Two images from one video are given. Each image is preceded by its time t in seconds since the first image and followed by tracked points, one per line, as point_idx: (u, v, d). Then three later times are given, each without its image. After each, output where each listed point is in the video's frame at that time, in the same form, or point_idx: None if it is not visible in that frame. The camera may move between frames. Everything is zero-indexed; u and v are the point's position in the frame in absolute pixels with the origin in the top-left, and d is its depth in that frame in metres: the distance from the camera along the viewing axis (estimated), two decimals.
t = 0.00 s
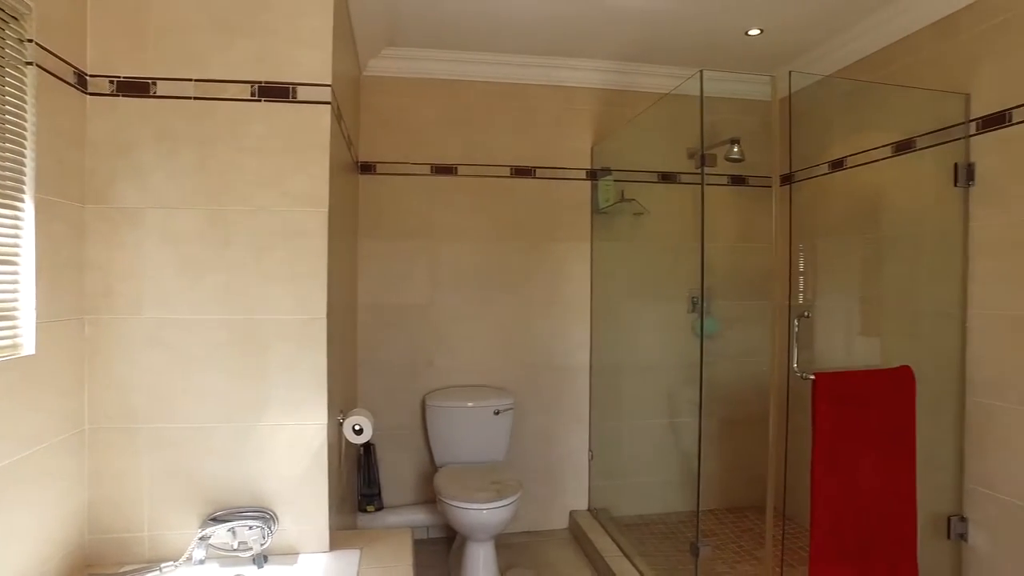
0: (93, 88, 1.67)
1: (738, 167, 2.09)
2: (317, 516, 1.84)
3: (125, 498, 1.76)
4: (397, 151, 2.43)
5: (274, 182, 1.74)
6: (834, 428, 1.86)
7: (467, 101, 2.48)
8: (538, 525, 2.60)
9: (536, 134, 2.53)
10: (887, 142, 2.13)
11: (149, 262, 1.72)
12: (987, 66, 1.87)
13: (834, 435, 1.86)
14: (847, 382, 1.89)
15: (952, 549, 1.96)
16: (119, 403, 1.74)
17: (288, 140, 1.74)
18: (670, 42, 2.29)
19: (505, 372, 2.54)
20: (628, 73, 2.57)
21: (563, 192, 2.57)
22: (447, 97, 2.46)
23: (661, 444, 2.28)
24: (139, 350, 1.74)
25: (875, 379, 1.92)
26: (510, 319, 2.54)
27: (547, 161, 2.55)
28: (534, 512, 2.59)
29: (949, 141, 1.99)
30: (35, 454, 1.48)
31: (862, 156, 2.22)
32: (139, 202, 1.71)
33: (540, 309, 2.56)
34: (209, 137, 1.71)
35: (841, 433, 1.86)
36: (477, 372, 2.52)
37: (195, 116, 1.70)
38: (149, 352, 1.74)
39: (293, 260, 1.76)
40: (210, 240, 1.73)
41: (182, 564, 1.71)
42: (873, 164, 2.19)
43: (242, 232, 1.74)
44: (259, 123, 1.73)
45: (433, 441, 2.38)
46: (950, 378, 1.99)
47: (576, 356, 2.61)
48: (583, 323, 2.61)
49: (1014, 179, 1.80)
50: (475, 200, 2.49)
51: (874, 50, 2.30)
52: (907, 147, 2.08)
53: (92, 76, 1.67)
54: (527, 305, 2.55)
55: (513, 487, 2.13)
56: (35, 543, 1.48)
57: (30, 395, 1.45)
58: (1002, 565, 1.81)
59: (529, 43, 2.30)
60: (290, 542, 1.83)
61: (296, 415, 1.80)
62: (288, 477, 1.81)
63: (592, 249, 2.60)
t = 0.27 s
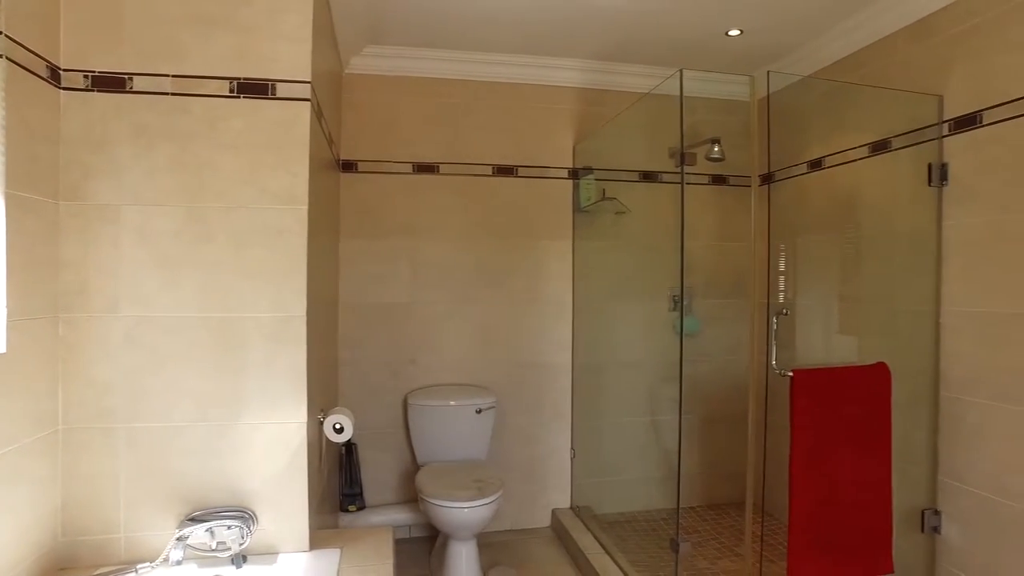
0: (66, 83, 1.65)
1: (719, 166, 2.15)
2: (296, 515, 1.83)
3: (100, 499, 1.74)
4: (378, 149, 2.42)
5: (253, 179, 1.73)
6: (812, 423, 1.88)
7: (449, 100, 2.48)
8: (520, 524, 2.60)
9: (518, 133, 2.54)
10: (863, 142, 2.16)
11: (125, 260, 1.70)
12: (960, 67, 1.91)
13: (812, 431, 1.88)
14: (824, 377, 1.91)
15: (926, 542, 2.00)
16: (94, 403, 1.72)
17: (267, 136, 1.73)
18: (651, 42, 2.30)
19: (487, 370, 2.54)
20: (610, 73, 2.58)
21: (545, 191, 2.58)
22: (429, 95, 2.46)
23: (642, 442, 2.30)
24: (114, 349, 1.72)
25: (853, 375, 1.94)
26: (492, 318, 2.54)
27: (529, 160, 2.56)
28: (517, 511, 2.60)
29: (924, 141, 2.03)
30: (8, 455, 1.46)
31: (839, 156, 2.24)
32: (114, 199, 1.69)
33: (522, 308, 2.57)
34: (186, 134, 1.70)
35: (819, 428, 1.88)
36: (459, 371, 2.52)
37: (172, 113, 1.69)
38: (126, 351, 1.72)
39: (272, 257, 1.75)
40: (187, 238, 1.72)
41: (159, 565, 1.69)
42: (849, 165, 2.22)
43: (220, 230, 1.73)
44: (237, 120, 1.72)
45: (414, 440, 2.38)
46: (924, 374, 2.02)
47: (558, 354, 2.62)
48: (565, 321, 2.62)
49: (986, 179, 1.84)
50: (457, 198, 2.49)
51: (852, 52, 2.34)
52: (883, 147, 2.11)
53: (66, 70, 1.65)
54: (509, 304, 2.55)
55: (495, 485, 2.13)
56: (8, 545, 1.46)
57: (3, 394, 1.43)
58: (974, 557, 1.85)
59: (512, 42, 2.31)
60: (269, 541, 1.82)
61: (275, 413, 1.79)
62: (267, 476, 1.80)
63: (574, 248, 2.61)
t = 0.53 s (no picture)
0: (40, 77, 1.63)
1: (700, 165, 2.12)
2: (277, 515, 1.81)
3: (75, 500, 1.71)
4: (361, 148, 2.42)
5: (233, 175, 1.72)
6: (791, 420, 1.90)
7: (432, 99, 2.48)
8: (504, 522, 2.60)
9: (501, 133, 2.55)
10: (841, 143, 2.20)
11: (101, 257, 1.68)
12: (937, 69, 1.94)
13: (792, 428, 1.90)
14: (804, 375, 1.93)
15: (902, 536, 2.03)
16: (70, 402, 1.70)
17: (247, 133, 1.72)
18: (633, 42, 2.32)
19: (471, 369, 2.54)
20: (594, 72, 2.60)
21: (528, 190, 2.59)
22: (412, 94, 2.46)
23: (625, 440, 2.31)
24: (90, 348, 1.69)
25: (833, 372, 1.96)
26: (475, 317, 2.54)
27: (512, 159, 2.56)
28: (500, 509, 2.60)
29: (901, 141, 2.06)
30: None
31: (818, 157, 2.28)
32: (90, 195, 1.67)
33: (505, 307, 2.57)
34: (164, 130, 1.68)
35: (798, 425, 1.90)
36: (442, 370, 2.52)
37: (149, 109, 1.67)
38: (103, 349, 1.70)
39: (252, 255, 1.74)
40: (165, 235, 1.70)
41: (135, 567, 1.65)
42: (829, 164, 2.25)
43: (199, 227, 1.71)
44: (216, 116, 1.70)
45: (397, 439, 2.37)
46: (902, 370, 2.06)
47: (541, 352, 2.62)
48: (548, 320, 2.63)
49: (960, 179, 1.88)
50: (440, 197, 2.49)
51: (831, 54, 2.37)
52: (861, 147, 2.14)
53: (39, 64, 1.63)
54: (492, 303, 2.56)
55: (478, 483, 2.13)
56: None
57: None
58: (949, 550, 1.88)
59: (496, 41, 2.32)
60: (250, 541, 1.81)
61: (255, 412, 1.78)
62: (247, 475, 1.78)
63: (558, 247, 2.62)
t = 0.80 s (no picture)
0: (15, 70, 1.60)
1: (683, 165, 2.15)
2: (259, 514, 1.80)
3: (52, 500, 1.69)
4: (344, 146, 2.41)
5: (213, 172, 1.71)
6: (772, 417, 1.92)
7: (416, 97, 2.48)
8: (488, 521, 2.61)
9: (485, 131, 2.55)
10: (823, 142, 2.22)
11: (78, 254, 1.66)
12: (913, 70, 1.98)
13: (773, 425, 1.92)
14: (785, 373, 1.95)
15: (881, 531, 2.06)
16: (46, 401, 1.67)
17: (228, 129, 1.71)
18: (616, 41, 2.33)
19: (455, 368, 2.54)
20: (578, 72, 2.61)
21: (513, 189, 2.59)
22: (396, 92, 2.46)
23: (609, 438, 2.31)
24: (67, 345, 1.67)
25: (813, 370, 1.98)
26: (460, 315, 2.54)
27: (496, 158, 2.57)
28: (485, 508, 2.60)
29: (879, 141, 2.09)
30: None
31: (799, 156, 2.30)
32: (67, 191, 1.64)
33: (490, 305, 2.58)
34: (143, 125, 1.67)
35: (779, 422, 1.92)
36: (426, 368, 2.52)
37: (128, 104, 1.66)
38: (81, 348, 1.68)
39: (233, 252, 1.73)
40: (144, 231, 1.68)
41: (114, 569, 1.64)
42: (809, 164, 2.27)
43: (179, 224, 1.70)
44: (197, 112, 1.69)
45: (381, 439, 2.36)
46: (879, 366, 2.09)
47: (526, 351, 2.63)
48: (532, 318, 2.64)
49: (936, 179, 1.91)
50: (424, 196, 2.49)
51: (811, 55, 2.40)
52: (841, 147, 2.17)
53: (14, 57, 1.60)
54: (477, 301, 2.56)
55: (462, 482, 2.13)
56: None
57: None
58: (926, 544, 1.91)
59: (480, 39, 2.32)
60: (231, 541, 1.79)
61: (237, 410, 1.77)
62: (228, 475, 1.77)
63: (542, 245, 2.63)
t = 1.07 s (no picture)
0: None
1: (665, 164, 2.13)
2: (240, 513, 1.79)
3: (27, 500, 1.66)
4: (327, 143, 2.40)
5: (193, 168, 1.69)
6: (753, 413, 1.94)
7: (399, 95, 2.47)
8: (472, 520, 2.61)
9: (468, 130, 2.55)
10: (803, 141, 2.24)
11: (54, 250, 1.64)
12: (890, 71, 2.01)
13: (754, 421, 1.93)
14: (765, 370, 1.97)
15: (860, 525, 2.09)
16: (21, 400, 1.65)
17: (208, 125, 1.70)
18: (599, 40, 2.34)
19: (439, 366, 2.54)
20: (561, 71, 2.63)
21: (496, 187, 2.60)
22: (379, 90, 2.46)
23: (592, 435, 2.32)
24: (43, 343, 1.65)
25: (792, 367, 2.01)
26: (443, 314, 2.54)
27: (479, 157, 2.57)
28: (468, 507, 2.60)
29: (857, 142, 2.12)
30: None
31: (778, 156, 2.32)
32: (42, 186, 1.62)
33: (473, 304, 2.58)
34: (121, 120, 1.65)
35: (759, 418, 1.94)
36: (410, 367, 2.51)
37: (105, 98, 1.64)
38: (56, 345, 1.66)
39: (212, 249, 1.72)
40: (122, 227, 1.67)
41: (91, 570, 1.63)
42: (789, 163, 2.29)
43: (157, 219, 1.68)
44: (176, 107, 1.68)
45: (364, 438, 2.35)
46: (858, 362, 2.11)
47: (509, 349, 2.63)
48: (515, 316, 2.64)
49: (912, 178, 1.95)
50: (407, 194, 2.49)
51: (791, 55, 2.43)
52: (820, 147, 2.19)
53: None
54: (460, 300, 2.56)
55: (445, 480, 2.13)
56: None
57: None
58: (904, 537, 1.94)
59: (464, 38, 2.33)
60: (211, 540, 1.77)
61: (217, 408, 1.75)
62: (208, 474, 1.76)
63: (525, 244, 2.63)
